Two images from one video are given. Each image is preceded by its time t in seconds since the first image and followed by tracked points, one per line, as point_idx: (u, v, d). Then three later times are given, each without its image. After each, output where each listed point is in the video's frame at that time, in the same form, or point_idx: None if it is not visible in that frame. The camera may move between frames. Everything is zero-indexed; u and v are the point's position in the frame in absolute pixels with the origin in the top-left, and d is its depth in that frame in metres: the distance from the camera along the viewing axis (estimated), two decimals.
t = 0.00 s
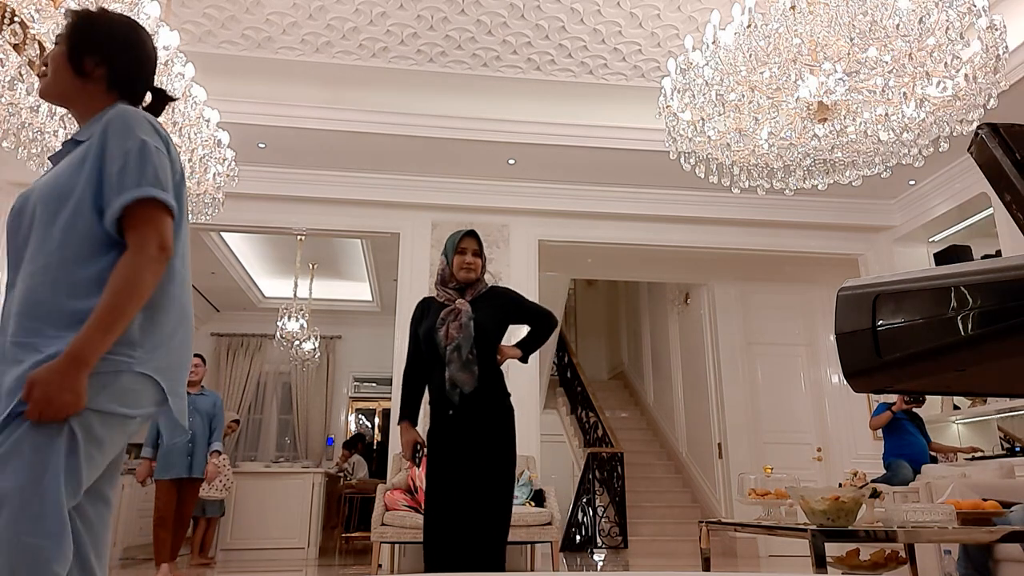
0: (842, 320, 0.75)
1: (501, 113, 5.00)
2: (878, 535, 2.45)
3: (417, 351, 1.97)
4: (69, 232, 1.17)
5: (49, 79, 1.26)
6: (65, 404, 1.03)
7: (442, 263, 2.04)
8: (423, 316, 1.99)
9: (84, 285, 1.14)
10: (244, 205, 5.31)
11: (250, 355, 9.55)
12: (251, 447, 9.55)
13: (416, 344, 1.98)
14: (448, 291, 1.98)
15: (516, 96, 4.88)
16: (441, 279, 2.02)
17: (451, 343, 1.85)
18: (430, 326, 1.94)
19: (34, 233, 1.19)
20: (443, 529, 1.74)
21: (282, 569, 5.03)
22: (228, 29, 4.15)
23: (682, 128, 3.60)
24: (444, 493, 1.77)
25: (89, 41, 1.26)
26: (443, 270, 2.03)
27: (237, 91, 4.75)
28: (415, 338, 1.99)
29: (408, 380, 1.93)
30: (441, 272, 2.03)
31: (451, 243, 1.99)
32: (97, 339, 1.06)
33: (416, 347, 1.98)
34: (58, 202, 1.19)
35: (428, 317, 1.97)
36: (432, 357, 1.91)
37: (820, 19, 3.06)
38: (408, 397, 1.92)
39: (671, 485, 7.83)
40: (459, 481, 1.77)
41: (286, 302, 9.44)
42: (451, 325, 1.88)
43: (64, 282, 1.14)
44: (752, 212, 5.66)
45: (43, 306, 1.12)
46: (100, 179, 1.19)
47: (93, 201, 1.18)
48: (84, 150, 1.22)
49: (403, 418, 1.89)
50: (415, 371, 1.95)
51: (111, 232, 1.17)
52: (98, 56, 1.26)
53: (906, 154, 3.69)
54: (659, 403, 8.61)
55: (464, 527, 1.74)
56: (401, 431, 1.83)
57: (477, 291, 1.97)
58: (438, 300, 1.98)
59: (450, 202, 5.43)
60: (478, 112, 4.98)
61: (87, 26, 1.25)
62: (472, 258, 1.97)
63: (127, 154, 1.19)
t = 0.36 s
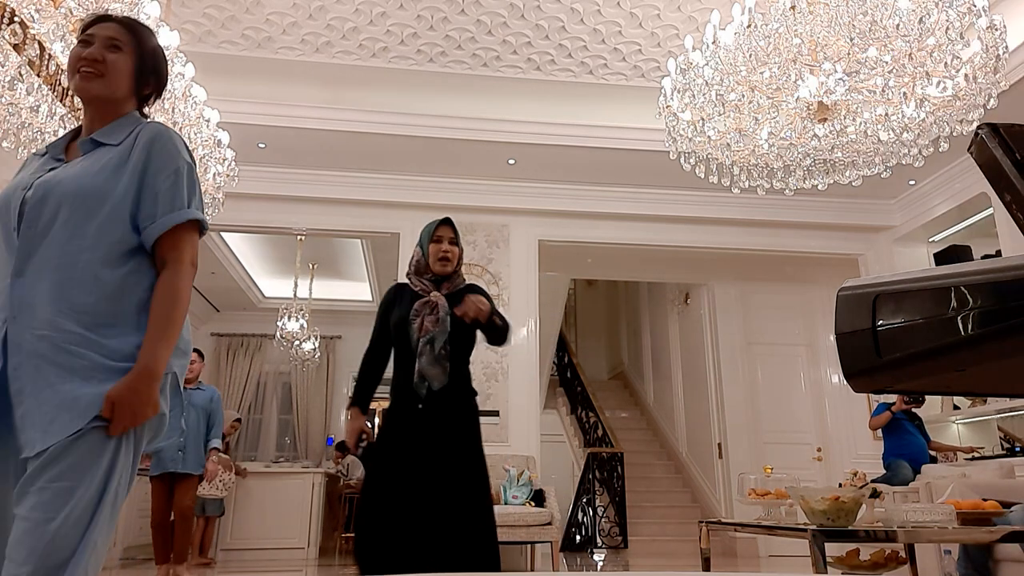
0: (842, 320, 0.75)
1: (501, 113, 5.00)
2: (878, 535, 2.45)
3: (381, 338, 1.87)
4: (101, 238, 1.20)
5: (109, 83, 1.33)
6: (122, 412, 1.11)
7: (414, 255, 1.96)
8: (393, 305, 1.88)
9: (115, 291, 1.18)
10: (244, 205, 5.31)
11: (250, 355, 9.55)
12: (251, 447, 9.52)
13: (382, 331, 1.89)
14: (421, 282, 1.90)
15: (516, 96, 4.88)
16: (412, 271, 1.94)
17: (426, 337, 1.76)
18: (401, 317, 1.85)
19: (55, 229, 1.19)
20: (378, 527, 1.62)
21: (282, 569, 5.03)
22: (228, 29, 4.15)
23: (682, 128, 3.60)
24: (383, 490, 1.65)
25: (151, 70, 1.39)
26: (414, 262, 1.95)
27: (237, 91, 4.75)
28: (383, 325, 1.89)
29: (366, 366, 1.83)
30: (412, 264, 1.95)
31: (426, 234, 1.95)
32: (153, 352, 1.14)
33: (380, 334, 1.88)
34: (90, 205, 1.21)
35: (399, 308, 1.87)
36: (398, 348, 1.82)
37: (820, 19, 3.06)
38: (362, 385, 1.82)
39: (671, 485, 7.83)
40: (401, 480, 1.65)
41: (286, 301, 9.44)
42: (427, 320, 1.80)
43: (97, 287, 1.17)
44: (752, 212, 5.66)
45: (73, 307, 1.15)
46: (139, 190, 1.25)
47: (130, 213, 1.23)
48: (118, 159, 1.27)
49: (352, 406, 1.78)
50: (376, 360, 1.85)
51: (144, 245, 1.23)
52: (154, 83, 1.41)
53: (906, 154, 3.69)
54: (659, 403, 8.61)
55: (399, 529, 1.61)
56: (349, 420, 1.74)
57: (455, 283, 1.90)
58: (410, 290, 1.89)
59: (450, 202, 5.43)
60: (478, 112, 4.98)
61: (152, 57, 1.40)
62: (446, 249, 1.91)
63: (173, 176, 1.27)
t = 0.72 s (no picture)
0: (841, 320, 0.75)
1: (501, 113, 5.00)
2: (878, 535, 2.45)
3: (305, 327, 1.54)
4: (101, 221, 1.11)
5: (105, 52, 1.21)
6: (111, 408, 1.02)
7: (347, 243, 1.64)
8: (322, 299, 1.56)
9: (112, 280, 1.11)
10: (244, 205, 5.31)
11: (250, 355, 9.56)
12: (251, 447, 9.43)
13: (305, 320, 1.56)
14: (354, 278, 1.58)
15: (516, 96, 4.88)
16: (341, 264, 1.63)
17: (364, 340, 1.50)
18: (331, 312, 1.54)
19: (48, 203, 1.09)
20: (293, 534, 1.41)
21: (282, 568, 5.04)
22: (228, 28, 4.15)
23: (682, 128, 3.60)
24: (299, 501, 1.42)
25: (149, 37, 1.27)
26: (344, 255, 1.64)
27: (237, 91, 4.75)
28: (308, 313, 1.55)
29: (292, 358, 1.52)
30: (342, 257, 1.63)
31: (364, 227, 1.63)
32: (148, 345, 1.07)
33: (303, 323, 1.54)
34: (92, 183, 1.11)
35: (327, 303, 1.55)
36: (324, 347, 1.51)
37: (820, 19, 3.06)
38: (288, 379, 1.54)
39: (671, 485, 7.83)
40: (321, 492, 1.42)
41: (286, 302, 9.44)
42: (364, 325, 1.52)
43: (94, 275, 1.09)
44: (752, 212, 5.66)
45: (70, 294, 1.07)
46: (146, 176, 1.16)
47: (134, 198, 1.15)
48: (123, 138, 1.17)
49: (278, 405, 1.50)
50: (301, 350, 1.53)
51: (147, 234, 1.15)
52: (154, 55, 1.29)
53: (906, 154, 3.69)
54: (659, 403, 8.61)
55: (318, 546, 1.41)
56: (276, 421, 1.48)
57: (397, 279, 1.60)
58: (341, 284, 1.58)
59: (450, 202, 5.43)
60: (478, 112, 4.98)
61: (153, 24, 1.27)
62: (395, 252, 1.62)
63: (184, 167, 1.19)
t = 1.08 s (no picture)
0: (842, 320, 0.75)
1: (501, 113, 5.00)
2: (878, 535, 2.45)
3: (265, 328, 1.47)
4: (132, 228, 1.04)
5: (101, 32, 1.09)
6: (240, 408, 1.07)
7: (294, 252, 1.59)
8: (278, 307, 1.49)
9: (140, 287, 1.04)
10: (244, 205, 5.31)
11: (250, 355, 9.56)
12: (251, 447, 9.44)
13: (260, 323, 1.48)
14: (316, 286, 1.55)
15: (516, 96, 4.88)
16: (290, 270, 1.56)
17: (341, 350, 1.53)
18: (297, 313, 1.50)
19: (79, 201, 1.00)
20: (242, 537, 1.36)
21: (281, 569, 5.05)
22: (228, 29, 4.15)
23: (682, 128, 3.60)
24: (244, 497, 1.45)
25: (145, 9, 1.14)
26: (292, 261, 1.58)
27: (237, 91, 4.75)
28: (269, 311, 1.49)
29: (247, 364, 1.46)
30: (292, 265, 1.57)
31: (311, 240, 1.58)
32: (219, 342, 1.07)
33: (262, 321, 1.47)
34: (124, 185, 1.04)
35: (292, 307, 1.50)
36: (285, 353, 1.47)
37: (820, 19, 3.06)
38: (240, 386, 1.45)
39: (671, 485, 7.83)
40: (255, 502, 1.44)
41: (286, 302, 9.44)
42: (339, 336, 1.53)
43: (124, 282, 1.02)
44: (752, 211, 5.66)
45: (100, 302, 1.00)
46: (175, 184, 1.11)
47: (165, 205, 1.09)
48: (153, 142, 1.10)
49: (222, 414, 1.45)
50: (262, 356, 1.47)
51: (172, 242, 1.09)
52: (155, 30, 1.17)
53: (906, 154, 3.69)
54: (659, 403, 8.61)
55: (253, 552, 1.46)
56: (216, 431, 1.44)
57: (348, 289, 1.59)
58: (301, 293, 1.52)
59: (450, 202, 5.43)
60: (478, 112, 4.98)
61: None
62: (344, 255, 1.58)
63: (210, 179, 1.16)
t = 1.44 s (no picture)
0: (841, 320, 0.75)
1: (501, 113, 5.00)
2: (878, 535, 2.45)
3: (241, 350, 1.74)
4: (168, 198, 0.93)
5: None
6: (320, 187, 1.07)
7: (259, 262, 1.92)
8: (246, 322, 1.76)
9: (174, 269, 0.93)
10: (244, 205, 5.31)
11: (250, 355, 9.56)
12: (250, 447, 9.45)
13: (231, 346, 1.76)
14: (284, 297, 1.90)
15: (516, 96, 4.88)
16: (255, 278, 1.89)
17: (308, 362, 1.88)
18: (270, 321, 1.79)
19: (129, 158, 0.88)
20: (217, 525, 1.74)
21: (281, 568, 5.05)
22: (228, 28, 4.15)
23: (682, 128, 3.60)
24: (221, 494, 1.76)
25: None
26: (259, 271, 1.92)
27: (237, 91, 4.75)
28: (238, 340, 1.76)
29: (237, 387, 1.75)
30: (255, 277, 1.90)
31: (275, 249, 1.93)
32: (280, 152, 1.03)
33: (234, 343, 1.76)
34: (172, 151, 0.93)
35: (263, 319, 1.78)
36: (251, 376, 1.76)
37: (820, 19, 3.06)
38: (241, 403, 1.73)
39: (671, 485, 7.83)
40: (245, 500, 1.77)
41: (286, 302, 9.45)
42: (310, 347, 1.89)
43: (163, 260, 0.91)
44: (752, 211, 5.66)
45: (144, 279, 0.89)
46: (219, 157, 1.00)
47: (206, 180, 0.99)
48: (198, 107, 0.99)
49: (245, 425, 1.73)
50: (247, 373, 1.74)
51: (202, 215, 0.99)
52: None
53: (906, 154, 3.69)
54: (659, 403, 8.61)
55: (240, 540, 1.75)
56: (248, 443, 1.72)
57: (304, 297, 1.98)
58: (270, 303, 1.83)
59: (450, 202, 5.43)
60: (479, 112, 4.98)
61: None
62: (303, 265, 1.95)
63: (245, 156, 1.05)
